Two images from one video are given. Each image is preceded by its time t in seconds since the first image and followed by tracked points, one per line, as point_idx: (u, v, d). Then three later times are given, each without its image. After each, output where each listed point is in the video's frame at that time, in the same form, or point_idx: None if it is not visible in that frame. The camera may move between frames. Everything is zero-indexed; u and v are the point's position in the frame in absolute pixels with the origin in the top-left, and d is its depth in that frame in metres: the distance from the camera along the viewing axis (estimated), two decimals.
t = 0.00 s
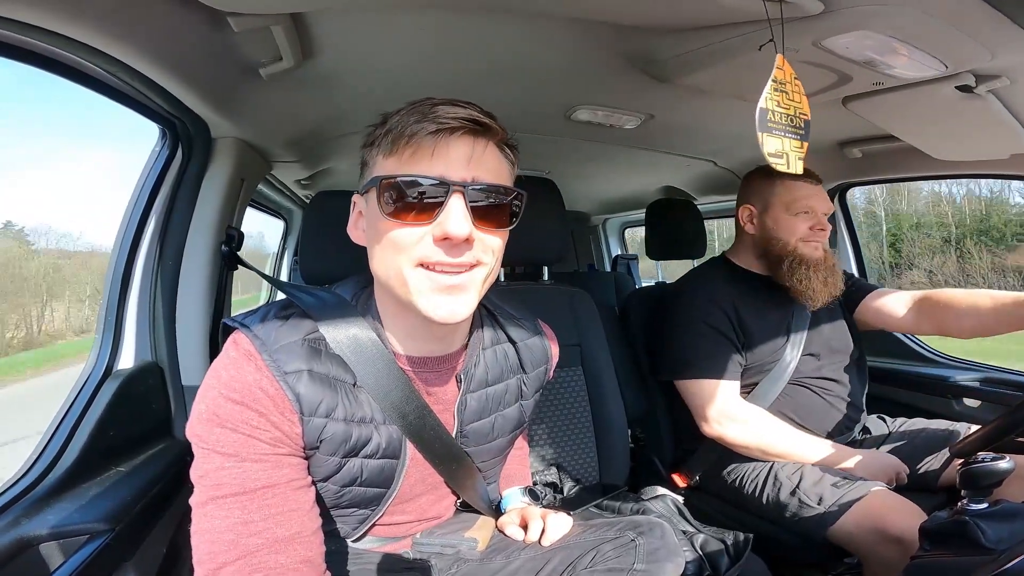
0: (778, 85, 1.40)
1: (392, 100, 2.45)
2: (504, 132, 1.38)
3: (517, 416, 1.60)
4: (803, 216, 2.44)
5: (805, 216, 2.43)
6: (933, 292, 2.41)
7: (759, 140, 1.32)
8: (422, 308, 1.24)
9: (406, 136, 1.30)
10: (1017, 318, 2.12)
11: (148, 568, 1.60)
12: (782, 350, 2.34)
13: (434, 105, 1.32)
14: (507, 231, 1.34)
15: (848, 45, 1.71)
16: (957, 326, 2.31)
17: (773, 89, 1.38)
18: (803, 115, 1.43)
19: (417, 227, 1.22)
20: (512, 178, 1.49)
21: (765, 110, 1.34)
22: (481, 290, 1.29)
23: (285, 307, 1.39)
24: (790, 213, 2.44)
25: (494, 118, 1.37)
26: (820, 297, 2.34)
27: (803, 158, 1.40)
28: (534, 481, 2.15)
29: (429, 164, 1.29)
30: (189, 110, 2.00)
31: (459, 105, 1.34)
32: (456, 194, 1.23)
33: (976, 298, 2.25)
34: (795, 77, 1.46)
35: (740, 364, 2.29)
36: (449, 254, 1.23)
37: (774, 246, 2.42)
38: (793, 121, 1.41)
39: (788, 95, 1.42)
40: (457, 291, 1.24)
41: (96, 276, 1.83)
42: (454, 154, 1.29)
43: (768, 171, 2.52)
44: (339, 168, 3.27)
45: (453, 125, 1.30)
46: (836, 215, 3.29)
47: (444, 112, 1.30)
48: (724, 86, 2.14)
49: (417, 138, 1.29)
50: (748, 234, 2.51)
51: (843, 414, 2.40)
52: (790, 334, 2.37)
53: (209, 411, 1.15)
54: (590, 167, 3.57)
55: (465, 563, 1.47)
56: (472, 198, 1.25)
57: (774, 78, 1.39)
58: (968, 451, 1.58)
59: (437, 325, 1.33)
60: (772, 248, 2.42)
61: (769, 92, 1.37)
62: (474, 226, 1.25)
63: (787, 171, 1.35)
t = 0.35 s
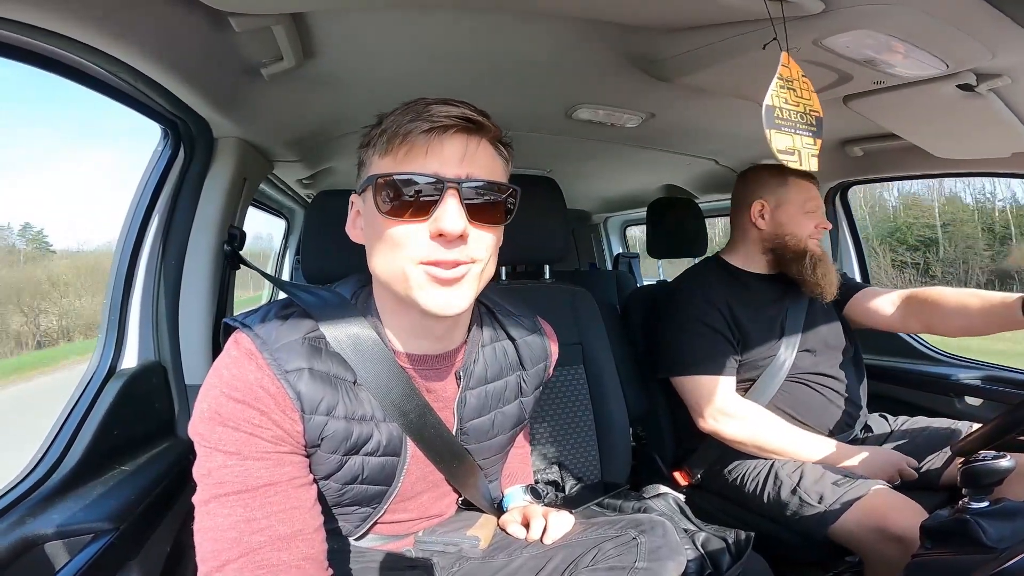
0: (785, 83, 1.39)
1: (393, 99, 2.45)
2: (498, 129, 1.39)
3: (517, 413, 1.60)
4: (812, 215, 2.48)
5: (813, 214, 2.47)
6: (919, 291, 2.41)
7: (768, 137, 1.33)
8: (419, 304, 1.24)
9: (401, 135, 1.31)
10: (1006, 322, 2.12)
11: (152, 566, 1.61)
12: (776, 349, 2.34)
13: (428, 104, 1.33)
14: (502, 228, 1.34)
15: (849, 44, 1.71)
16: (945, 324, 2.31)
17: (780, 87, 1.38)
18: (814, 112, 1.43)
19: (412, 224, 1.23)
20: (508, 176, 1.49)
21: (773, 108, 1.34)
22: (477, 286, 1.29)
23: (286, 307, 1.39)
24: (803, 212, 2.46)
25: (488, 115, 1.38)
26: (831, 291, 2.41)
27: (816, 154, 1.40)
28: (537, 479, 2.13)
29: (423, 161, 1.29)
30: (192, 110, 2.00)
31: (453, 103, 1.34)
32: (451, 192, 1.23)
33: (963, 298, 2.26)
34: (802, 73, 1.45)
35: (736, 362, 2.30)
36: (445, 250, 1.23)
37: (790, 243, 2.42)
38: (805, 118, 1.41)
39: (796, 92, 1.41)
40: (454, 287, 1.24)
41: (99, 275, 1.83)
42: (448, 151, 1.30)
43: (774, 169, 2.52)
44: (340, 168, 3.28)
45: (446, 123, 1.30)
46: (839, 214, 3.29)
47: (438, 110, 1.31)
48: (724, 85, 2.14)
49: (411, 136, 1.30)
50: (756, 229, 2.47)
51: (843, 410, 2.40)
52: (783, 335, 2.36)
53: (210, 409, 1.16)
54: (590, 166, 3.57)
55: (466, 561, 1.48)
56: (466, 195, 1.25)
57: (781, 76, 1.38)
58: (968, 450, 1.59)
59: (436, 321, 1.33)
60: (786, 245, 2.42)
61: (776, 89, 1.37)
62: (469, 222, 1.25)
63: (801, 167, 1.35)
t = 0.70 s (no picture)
0: (788, 81, 1.40)
1: (395, 99, 2.45)
2: (502, 131, 1.38)
3: (518, 413, 1.60)
4: (819, 216, 2.48)
5: (820, 213, 2.48)
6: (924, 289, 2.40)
7: (767, 134, 1.32)
8: (418, 310, 1.24)
9: (403, 137, 1.30)
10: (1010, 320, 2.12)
11: (155, 565, 1.61)
12: (780, 349, 2.34)
13: (431, 105, 1.32)
14: (505, 234, 1.33)
15: (851, 44, 1.70)
16: (949, 323, 2.31)
17: (784, 85, 1.39)
18: (813, 112, 1.44)
19: (412, 230, 1.22)
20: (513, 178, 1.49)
21: (773, 105, 1.34)
22: (477, 293, 1.28)
23: (285, 308, 1.39)
24: (811, 212, 2.46)
25: (493, 117, 1.37)
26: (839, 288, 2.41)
27: (814, 153, 1.40)
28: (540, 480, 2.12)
29: (424, 165, 1.29)
30: (194, 110, 2.01)
31: (457, 105, 1.33)
32: (452, 197, 1.23)
33: (967, 297, 2.25)
34: (803, 72, 1.45)
35: (740, 361, 2.30)
36: (444, 257, 1.22)
37: (800, 243, 2.41)
38: (805, 117, 1.42)
39: (797, 91, 1.42)
40: (453, 293, 1.24)
41: (102, 275, 1.84)
42: (450, 155, 1.29)
43: (782, 168, 2.52)
44: (341, 167, 3.28)
45: (449, 126, 1.30)
46: (841, 214, 3.29)
47: (441, 113, 1.30)
48: (726, 84, 2.14)
49: (413, 139, 1.29)
50: (765, 229, 2.47)
51: (845, 409, 2.40)
52: (787, 335, 2.35)
53: (211, 410, 1.16)
54: (592, 165, 3.57)
55: (468, 561, 1.49)
56: (467, 201, 1.25)
57: (784, 75, 1.39)
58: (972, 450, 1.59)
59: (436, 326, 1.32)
60: (795, 245, 2.41)
61: (778, 86, 1.37)
62: (470, 229, 1.25)
63: (799, 165, 1.35)
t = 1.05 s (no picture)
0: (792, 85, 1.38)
1: (398, 98, 2.44)
2: (504, 130, 1.37)
3: (520, 414, 1.60)
4: (817, 216, 2.44)
5: (818, 216, 2.44)
6: (931, 292, 2.37)
7: (779, 141, 1.32)
8: (417, 313, 1.25)
9: (403, 137, 1.30)
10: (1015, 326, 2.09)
11: (154, 564, 1.61)
12: (788, 351, 2.33)
13: (432, 104, 1.32)
14: (507, 235, 1.33)
15: (857, 44, 1.69)
16: (956, 328, 2.29)
17: (788, 90, 1.38)
18: (820, 112, 1.42)
19: (412, 231, 1.22)
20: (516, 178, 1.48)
21: (783, 112, 1.34)
22: (477, 295, 1.29)
23: (285, 307, 1.39)
24: (806, 214, 2.44)
25: (495, 116, 1.37)
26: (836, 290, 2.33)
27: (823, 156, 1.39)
28: (539, 479, 2.10)
29: (425, 166, 1.28)
30: (198, 109, 2.01)
31: (458, 104, 1.33)
32: (452, 198, 1.23)
33: (974, 301, 2.23)
34: (808, 73, 1.45)
35: (747, 363, 2.29)
36: (444, 259, 1.22)
37: (791, 246, 2.39)
38: (810, 119, 1.40)
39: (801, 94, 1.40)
40: (453, 296, 1.24)
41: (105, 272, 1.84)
42: (451, 155, 1.29)
43: (780, 168, 2.51)
44: (345, 166, 3.28)
45: (451, 126, 1.30)
46: (846, 217, 3.27)
47: (442, 112, 1.30)
48: (730, 84, 2.12)
49: (413, 139, 1.29)
50: (759, 234, 2.46)
51: (848, 411, 2.39)
52: (793, 336, 2.34)
53: (211, 409, 1.16)
54: (596, 165, 3.55)
55: (468, 561, 1.48)
56: (469, 202, 1.24)
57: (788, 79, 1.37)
58: (973, 454, 1.57)
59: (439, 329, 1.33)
60: (787, 247, 2.40)
61: (784, 92, 1.37)
62: (471, 231, 1.24)
63: (809, 171, 1.35)
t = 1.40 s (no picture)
0: (797, 78, 1.37)
1: (400, 99, 2.45)
2: (526, 137, 1.39)
3: (528, 415, 1.60)
4: (827, 220, 2.40)
5: (828, 220, 2.40)
6: (945, 299, 2.37)
7: (779, 131, 1.29)
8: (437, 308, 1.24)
9: (430, 137, 1.30)
10: None
11: (160, 565, 1.62)
12: (796, 349, 2.33)
13: (459, 108, 1.33)
14: (521, 238, 1.34)
15: (859, 41, 1.68)
16: (965, 332, 2.29)
17: (794, 81, 1.36)
18: (829, 108, 1.40)
19: (435, 228, 1.22)
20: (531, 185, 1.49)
21: (783, 102, 1.31)
22: (495, 293, 1.29)
23: (298, 304, 1.40)
24: (815, 217, 2.40)
25: (518, 122, 1.38)
26: (835, 301, 2.32)
27: (830, 150, 1.37)
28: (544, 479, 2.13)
29: (451, 166, 1.28)
30: (201, 111, 2.01)
31: (484, 109, 1.34)
32: (475, 198, 1.24)
33: (986, 306, 2.22)
34: (815, 69, 1.42)
35: (753, 358, 2.28)
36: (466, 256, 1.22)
37: (795, 249, 2.39)
38: (818, 113, 1.38)
39: (809, 87, 1.38)
40: (473, 294, 1.24)
41: (111, 274, 1.85)
42: (477, 157, 1.29)
43: (797, 169, 2.49)
44: (348, 168, 3.28)
45: (477, 129, 1.30)
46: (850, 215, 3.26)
47: (469, 115, 1.31)
48: (732, 82, 2.12)
49: (441, 139, 1.29)
50: (769, 233, 2.47)
51: (858, 412, 2.37)
52: (804, 333, 2.35)
53: (224, 406, 1.17)
54: (598, 164, 3.55)
55: (473, 561, 1.48)
56: (490, 202, 1.25)
57: (793, 73, 1.36)
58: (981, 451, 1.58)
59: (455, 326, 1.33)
60: (791, 249, 2.40)
61: (788, 83, 1.34)
62: (492, 230, 1.25)
63: (813, 162, 1.32)
